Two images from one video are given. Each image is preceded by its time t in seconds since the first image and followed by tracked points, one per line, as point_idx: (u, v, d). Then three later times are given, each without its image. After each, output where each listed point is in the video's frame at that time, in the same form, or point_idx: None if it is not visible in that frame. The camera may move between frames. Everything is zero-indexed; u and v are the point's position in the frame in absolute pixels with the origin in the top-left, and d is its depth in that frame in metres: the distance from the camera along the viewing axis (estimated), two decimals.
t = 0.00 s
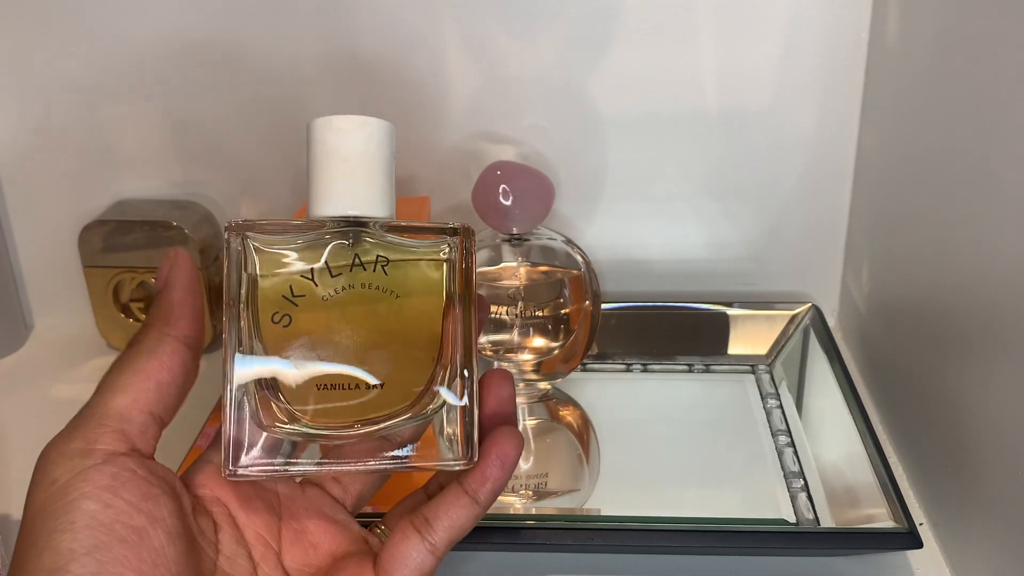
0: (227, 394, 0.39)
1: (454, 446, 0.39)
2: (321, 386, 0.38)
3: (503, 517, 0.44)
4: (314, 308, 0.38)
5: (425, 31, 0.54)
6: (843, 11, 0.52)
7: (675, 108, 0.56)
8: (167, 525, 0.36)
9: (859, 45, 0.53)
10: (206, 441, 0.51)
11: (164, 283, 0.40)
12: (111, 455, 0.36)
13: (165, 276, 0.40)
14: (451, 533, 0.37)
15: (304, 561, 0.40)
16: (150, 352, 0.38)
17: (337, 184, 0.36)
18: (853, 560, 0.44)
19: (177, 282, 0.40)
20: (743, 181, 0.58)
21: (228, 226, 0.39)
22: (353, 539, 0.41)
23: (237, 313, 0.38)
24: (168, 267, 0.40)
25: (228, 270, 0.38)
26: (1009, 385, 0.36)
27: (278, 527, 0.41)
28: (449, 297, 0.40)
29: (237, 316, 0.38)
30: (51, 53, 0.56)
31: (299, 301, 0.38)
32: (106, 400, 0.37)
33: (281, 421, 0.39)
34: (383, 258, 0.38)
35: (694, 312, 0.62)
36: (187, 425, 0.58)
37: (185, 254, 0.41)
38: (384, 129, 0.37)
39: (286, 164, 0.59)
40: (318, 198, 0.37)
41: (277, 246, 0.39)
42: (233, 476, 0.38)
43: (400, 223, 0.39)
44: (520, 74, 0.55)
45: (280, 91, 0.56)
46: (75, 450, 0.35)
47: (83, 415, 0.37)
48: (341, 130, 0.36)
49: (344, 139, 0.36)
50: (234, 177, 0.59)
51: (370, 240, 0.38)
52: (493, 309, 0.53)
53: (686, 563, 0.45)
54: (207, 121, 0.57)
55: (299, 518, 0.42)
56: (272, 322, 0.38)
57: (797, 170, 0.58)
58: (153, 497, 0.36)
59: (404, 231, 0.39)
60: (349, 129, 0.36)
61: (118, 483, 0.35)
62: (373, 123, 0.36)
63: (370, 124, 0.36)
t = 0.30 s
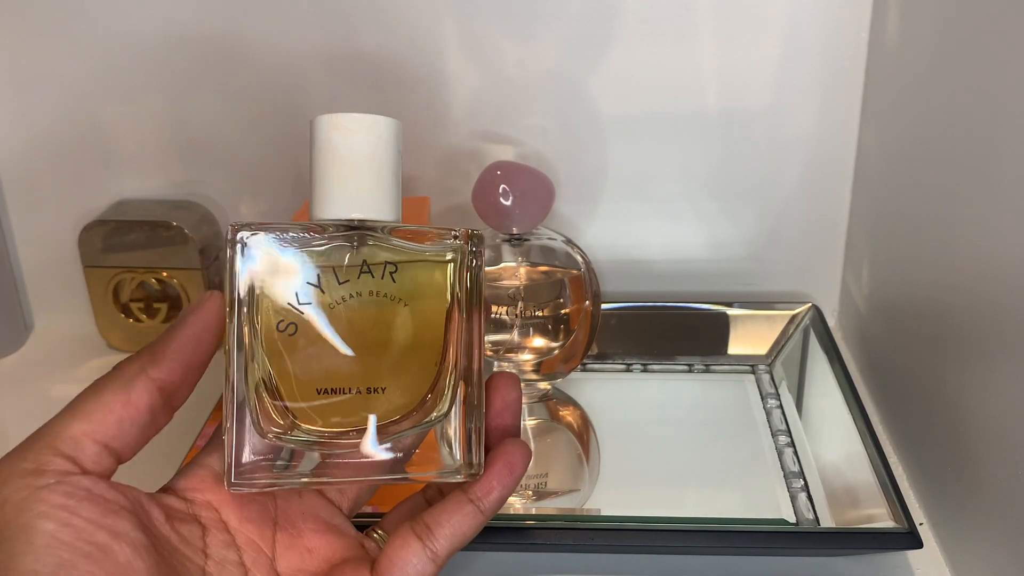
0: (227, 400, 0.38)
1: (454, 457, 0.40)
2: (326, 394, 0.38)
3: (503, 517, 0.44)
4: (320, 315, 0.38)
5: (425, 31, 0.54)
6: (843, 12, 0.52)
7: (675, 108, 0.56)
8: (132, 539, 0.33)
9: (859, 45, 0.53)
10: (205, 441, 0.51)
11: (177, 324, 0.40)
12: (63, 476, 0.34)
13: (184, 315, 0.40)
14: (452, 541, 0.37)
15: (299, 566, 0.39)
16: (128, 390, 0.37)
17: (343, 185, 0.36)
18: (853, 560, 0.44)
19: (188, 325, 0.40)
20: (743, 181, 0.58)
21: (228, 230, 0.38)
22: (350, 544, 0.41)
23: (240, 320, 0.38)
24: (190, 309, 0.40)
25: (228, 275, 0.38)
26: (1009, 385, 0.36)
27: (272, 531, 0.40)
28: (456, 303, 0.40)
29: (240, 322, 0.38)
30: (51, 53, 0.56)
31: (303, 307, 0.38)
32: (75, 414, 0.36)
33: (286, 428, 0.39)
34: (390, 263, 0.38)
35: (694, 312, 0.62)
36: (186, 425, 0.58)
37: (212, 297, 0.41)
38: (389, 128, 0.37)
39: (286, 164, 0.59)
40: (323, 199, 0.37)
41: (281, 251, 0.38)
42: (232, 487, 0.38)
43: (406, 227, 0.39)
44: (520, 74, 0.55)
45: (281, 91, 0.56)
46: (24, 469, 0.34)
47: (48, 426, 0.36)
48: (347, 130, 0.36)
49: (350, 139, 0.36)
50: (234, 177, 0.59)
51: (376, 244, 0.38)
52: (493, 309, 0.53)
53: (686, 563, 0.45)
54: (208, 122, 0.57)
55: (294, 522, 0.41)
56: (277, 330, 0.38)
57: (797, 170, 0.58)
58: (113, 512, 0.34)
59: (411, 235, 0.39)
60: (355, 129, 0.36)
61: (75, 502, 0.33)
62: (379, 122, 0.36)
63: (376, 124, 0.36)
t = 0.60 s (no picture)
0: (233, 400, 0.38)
1: (457, 457, 0.40)
2: (332, 393, 0.38)
3: (503, 517, 0.44)
4: (327, 314, 0.38)
5: (424, 31, 0.54)
6: (844, 11, 0.52)
7: (675, 108, 0.56)
8: (118, 547, 0.34)
9: (859, 45, 0.53)
10: (204, 441, 0.51)
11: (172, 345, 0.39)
12: (44, 488, 0.34)
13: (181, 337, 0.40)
14: (456, 541, 0.37)
15: (299, 566, 0.39)
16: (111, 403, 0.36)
17: (349, 183, 0.36)
18: (853, 560, 0.44)
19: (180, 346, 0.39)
20: (742, 181, 0.58)
21: (234, 229, 0.38)
22: (353, 545, 0.41)
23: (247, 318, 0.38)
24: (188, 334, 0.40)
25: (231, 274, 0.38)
26: (1009, 386, 0.36)
27: (272, 531, 0.40)
28: (462, 301, 0.40)
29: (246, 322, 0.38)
30: (51, 52, 0.56)
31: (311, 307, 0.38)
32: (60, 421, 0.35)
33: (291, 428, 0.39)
34: (397, 263, 0.38)
35: (694, 312, 0.62)
36: (186, 425, 0.58)
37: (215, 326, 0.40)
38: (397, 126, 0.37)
39: (285, 164, 0.58)
40: (329, 196, 0.37)
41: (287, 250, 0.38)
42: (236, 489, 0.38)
43: (412, 226, 0.39)
44: (519, 74, 0.55)
45: (280, 91, 0.56)
46: None
47: (32, 430, 0.35)
48: (354, 126, 0.36)
49: (357, 137, 0.36)
50: (234, 177, 0.59)
51: (382, 242, 0.38)
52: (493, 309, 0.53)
53: (686, 563, 0.45)
54: (207, 122, 0.57)
55: (296, 522, 0.41)
56: (283, 329, 0.38)
57: (797, 170, 0.58)
58: (95, 520, 0.34)
59: (417, 234, 0.39)
60: (363, 126, 0.36)
61: (57, 513, 0.33)
62: (386, 120, 0.36)
63: (383, 122, 0.36)
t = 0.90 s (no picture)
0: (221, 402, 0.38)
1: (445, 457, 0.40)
2: (317, 396, 0.38)
3: (503, 517, 0.44)
4: (314, 316, 0.38)
5: (424, 31, 0.54)
6: (843, 12, 0.52)
7: (675, 107, 0.55)
8: (96, 554, 0.33)
9: (859, 46, 0.53)
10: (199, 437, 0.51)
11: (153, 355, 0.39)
12: (20, 496, 0.34)
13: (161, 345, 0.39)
14: (443, 541, 0.37)
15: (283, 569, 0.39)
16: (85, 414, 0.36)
17: (335, 186, 0.36)
18: (853, 560, 0.44)
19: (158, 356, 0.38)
20: (742, 181, 0.58)
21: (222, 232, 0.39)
22: (339, 547, 0.40)
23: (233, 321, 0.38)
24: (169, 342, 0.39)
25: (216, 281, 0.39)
26: (1010, 386, 0.36)
27: (257, 533, 0.40)
28: (448, 303, 0.40)
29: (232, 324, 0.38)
30: (51, 53, 0.56)
31: (298, 308, 0.38)
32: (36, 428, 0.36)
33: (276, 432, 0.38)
34: (384, 264, 0.38)
35: (694, 312, 0.62)
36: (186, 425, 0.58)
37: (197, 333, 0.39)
38: (382, 129, 0.37)
39: (286, 164, 0.58)
40: (315, 199, 0.37)
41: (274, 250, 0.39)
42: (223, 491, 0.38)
43: (398, 229, 0.40)
44: (519, 74, 0.55)
45: (280, 91, 0.56)
46: None
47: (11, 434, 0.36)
48: (341, 130, 0.36)
49: (343, 139, 0.36)
50: (234, 177, 0.59)
51: (368, 244, 0.38)
52: (493, 309, 0.53)
53: (687, 563, 0.45)
54: (207, 122, 0.57)
55: (281, 524, 0.41)
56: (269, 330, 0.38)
57: (797, 170, 0.58)
58: (73, 527, 0.34)
59: (404, 237, 0.40)
60: (349, 129, 0.36)
61: (33, 521, 0.33)
62: (372, 122, 0.36)
63: (369, 124, 0.36)
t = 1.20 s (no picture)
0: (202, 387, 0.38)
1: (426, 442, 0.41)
2: (297, 382, 0.38)
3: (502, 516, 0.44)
4: (298, 304, 0.38)
5: (425, 31, 0.54)
6: (843, 12, 0.52)
7: (675, 108, 0.56)
8: (104, 542, 0.34)
9: (859, 46, 0.53)
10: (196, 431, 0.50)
11: (157, 315, 0.37)
12: (38, 478, 0.34)
13: (161, 303, 0.37)
14: (425, 528, 0.38)
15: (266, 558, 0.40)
16: (107, 390, 0.36)
17: (317, 171, 0.37)
18: (853, 559, 0.44)
19: (165, 317, 0.37)
20: (743, 181, 0.58)
21: (203, 218, 0.38)
22: (322, 533, 0.41)
23: (214, 309, 0.38)
24: (168, 298, 0.37)
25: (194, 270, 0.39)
26: (1010, 386, 0.36)
27: (240, 522, 0.40)
28: (429, 290, 0.40)
29: (214, 312, 0.38)
30: (52, 53, 0.56)
31: (281, 296, 0.38)
32: (54, 411, 0.35)
33: (259, 419, 0.39)
34: (367, 251, 0.39)
35: (694, 312, 0.62)
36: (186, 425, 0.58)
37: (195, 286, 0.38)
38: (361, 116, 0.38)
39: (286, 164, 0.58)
40: (297, 184, 0.38)
41: (257, 238, 0.38)
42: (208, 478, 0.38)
43: (378, 216, 0.40)
44: (519, 74, 0.55)
45: (281, 91, 0.56)
46: None
47: (22, 424, 0.35)
48: (323, 117, 0.37)
49: (324, 126, 0.37)
50: (234, 177, 0.59)
51: (351, 231, 0.38)
52: (493, 308, 0.52)
53: (687, 563, 0.45)
54: (208, 122, 0.57)
55: (265, 512, 0.41)
56: (252, 316, 0.38)
57: (797, 170, 0.58)
58: (88, 513, 0.34)
59: (386, 223, 0.40)
60: (331, 116, 0.37)
61: (48, 503, 0.33)
62: (352, 109, 0.38)
63: (350, 111, 0.37)
